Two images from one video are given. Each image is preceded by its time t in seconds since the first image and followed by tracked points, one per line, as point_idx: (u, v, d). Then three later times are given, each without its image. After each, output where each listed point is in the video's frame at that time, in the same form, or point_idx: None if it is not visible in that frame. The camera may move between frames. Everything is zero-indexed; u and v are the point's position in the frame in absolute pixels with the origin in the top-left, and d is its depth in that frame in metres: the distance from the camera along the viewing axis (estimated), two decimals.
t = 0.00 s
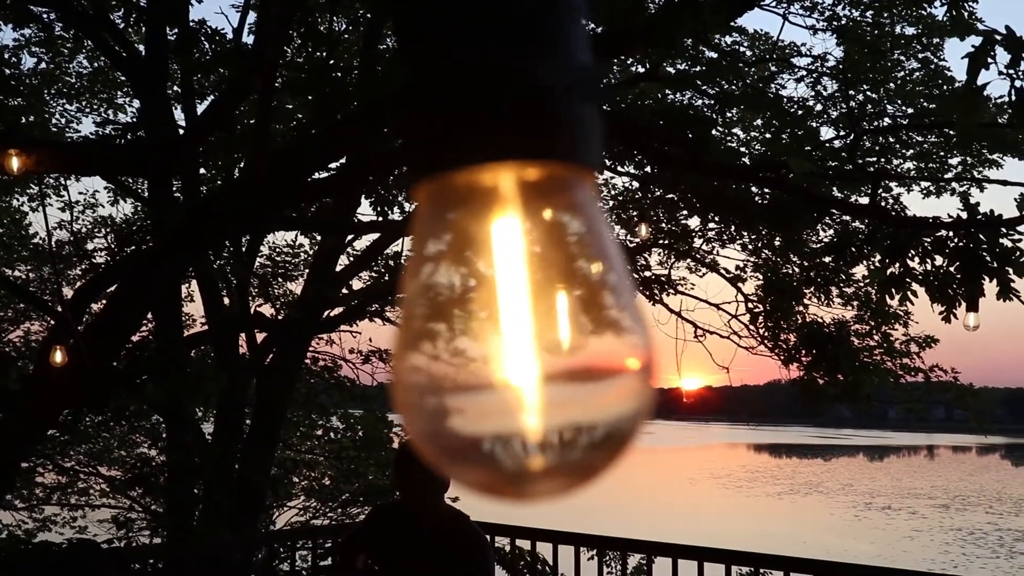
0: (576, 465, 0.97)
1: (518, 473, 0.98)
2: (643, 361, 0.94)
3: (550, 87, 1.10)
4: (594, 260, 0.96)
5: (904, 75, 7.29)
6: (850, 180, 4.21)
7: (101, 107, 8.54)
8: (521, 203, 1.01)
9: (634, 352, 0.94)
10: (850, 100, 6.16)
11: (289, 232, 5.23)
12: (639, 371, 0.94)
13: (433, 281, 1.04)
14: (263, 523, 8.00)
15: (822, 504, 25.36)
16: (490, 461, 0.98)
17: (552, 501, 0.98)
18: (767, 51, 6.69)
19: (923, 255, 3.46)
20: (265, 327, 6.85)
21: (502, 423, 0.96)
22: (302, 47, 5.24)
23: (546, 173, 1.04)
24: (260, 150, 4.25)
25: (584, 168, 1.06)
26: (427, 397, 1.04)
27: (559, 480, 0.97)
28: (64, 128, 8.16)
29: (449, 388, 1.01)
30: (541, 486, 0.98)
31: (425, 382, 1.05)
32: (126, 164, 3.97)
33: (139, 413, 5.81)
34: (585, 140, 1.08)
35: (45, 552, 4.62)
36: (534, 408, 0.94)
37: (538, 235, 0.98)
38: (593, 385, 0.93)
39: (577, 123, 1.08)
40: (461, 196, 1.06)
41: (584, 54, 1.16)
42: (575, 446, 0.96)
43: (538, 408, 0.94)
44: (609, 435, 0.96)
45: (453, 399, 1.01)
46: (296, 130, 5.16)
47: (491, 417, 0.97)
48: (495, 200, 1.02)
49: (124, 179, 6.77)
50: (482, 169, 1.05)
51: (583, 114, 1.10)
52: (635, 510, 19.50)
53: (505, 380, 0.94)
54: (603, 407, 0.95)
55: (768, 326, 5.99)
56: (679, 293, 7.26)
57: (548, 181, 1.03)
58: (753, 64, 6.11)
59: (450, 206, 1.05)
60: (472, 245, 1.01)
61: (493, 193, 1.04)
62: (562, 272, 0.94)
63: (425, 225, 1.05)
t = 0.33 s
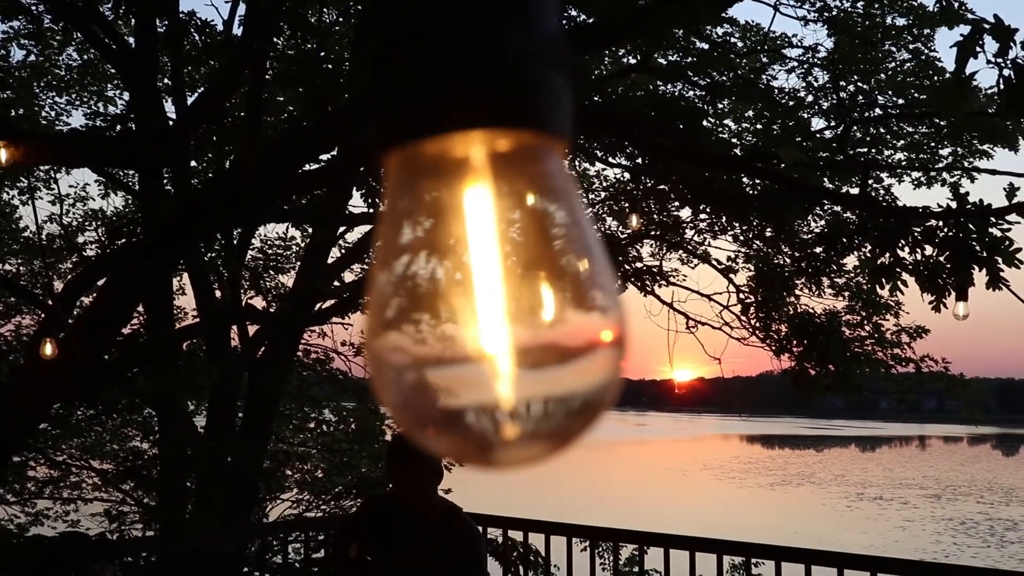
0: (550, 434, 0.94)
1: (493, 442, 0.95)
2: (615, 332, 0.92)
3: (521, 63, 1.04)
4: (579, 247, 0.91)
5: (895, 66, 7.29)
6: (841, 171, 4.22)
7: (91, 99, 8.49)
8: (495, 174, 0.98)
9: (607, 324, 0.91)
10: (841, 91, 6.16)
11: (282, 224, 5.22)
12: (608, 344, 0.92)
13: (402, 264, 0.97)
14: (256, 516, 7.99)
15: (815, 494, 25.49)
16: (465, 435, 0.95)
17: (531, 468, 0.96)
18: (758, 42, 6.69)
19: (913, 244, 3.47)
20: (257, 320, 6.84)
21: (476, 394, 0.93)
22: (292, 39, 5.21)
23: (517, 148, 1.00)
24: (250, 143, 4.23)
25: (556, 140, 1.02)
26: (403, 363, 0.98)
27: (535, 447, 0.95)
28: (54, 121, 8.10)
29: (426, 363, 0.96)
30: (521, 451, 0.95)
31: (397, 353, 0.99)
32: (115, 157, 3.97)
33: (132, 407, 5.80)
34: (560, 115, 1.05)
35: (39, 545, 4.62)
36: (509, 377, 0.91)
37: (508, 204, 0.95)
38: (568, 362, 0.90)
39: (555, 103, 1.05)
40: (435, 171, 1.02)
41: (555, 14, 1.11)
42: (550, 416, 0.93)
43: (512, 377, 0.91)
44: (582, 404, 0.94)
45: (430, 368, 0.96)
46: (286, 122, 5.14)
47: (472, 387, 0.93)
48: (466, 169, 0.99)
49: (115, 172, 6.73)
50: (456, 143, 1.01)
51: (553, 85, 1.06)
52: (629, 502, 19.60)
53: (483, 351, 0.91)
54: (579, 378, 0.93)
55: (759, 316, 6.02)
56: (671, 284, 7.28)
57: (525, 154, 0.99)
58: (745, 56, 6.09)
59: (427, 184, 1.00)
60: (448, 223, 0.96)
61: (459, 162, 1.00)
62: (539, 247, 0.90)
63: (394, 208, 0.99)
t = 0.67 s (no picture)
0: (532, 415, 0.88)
1: (471, 421, 0.89)
2: (599, 315, 0.85)
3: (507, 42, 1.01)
4: (568, 245, 0.84)
5: (886, 62, 7.31)
6: (832, 167, 4.23)
7: (82, 95, 8.44)
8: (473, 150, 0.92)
9: (590, 306, 0.84)
10: (832, 87, 6.17)
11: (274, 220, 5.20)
12: (593, 328, 0.86)
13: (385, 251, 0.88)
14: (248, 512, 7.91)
15: (806, 490, 25.57)
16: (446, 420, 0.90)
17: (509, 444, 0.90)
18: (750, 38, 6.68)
19: (904, 240, 3.49)
20: (249, 316, 6.82)
21: (457, 370, 0.87)
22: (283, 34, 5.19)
23: (497, 124, 0.95)
24: (241, 139, 4.22)
25: (535, 118, 0.98)
26: (381, 345, 0.89)
27: (513, 430, 0.89)
28: (45, 116, 8.06)
29: (406, 350, 0.88)
30: (502, 432, 0.89)
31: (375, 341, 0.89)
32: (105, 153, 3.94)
33: (123, 404, 5.78)
34: (541, 95, 1.01)
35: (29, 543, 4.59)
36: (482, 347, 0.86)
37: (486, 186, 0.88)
38: (546, 340, 0.85)
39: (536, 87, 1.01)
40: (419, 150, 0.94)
41: None
42: (532, 393, 0.87)
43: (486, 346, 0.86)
44: (564, 381, 0.88)
45: (416, 352, 0.88)
46: (278, 118, 5.12)
47: (452, 364, 0.87)
48: (446, 147, 0.93)
49: (106, 168, 6.70)
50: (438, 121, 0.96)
51: (532, 61, 1.02)
52: (621, 498, 19.63)
53: (462, 328, 0.86)
54: (560, 362, 0.87)
55: (751, 312, 6.03)
56: (663, 280, 7.30)
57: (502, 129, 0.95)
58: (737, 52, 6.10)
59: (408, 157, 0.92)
60: (429, 204, 0.88)
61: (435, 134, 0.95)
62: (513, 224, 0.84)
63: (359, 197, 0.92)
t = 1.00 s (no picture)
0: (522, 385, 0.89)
1: (454, 389, 0.91)
2: (583, 292, 0.89)
3: (499, 18, 1.04)
4: (563, 233, 0.89)
5: (877, 56, 7.31)
6: (822, 160, 4.25)
7: (72, 89, 8.41)
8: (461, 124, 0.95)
9: (574, 282, 0.88)
10: (822, 80, 6.19)
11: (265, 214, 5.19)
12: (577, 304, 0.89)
13: (368, 249, 0.91)
14: (240, 507, 8.07)
15: (797, 483, 25.63)
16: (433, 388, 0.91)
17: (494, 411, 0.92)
18: (741, 32, 6.69)
19: (893, 233, 3.47)
20: (241, 311, 6.82)
21: (444, 339, 0.90)
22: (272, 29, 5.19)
23: (483, 90, 0.98)
24: (232, 133, 4.21)
25: (521, 82, 1.02)
26: (370, 316, 0.92)
27: (504, 391, 0.89)
28: (34, 111, 8.03)
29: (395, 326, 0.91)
30: (487, 403, 0.90)
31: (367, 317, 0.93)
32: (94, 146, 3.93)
33: (115, 398, 5.78)
34: (525, 62, 1.05)
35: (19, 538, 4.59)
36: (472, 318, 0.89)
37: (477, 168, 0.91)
38: (536, 309, 0.88)
39: (518, 49, 1.04)
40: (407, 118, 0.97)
41: None
42: (517, 358, 0.90)
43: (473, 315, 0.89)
44: (549, 349, 0.91)
45: (403, 323, 0.91)
46: (268, 112, 5.11)
47: (441, 333, 0.89)
48: (432, 116, 0.96)
49: (96, 162, 6.69)
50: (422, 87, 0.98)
51: (519, 32, 1.06)
52: (613, 491, 19.66)
53: (449, 296, 0.88)
54: (551, 333, 0.90)
55: (742, 305, 6.04)
56: (655, 274, 7.32)
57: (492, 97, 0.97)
58: (727, 45, 6.10)
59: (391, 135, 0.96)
60: (423, 180, 0.92)
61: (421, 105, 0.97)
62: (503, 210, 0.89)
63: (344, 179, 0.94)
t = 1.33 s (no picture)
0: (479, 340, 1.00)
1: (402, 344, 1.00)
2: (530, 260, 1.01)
3: None
4: (515, 205, 0.98)
5: (870, 47, 7.30)
6: (816, 151, 4.24)
7: (63, 80, 8.35)
8: (413, 92, 0.96)
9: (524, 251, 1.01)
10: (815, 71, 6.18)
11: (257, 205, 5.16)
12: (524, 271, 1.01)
13: (342, 232, 0.95)
14: (233, 498, 8.06)
15: (789, 474, 25.71)
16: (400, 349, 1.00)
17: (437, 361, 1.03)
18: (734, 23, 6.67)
19: (885, 224, 3.48)
20: (232, 302, 6.79)
21: (398, 299, 0.99)
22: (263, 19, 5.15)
23: (434, 46, 0.99)
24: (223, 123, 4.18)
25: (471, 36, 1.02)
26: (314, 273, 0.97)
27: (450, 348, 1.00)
28: (25, 102, 7.98)
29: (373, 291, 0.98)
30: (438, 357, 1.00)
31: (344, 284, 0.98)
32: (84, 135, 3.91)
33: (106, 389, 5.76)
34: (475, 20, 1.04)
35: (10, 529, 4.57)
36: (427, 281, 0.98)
37: (433, 149, 0.95)
38: (486, 276, 0.99)
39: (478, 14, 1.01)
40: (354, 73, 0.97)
41: None
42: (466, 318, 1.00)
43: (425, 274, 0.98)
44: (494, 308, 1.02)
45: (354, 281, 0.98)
46: (258, 102, 5.08)
47: (395, 294, 0.98)
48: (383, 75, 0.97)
49: (87, 153, 6.65)
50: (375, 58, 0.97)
51: None
52: (607, 483, 19.70)
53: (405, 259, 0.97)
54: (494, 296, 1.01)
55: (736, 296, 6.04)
56: (648, 265, 7.32)
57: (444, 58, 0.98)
58: (720, 37, 6.09)
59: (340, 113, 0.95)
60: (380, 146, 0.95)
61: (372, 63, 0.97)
62: (467, 189, 0.95)
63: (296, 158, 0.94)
